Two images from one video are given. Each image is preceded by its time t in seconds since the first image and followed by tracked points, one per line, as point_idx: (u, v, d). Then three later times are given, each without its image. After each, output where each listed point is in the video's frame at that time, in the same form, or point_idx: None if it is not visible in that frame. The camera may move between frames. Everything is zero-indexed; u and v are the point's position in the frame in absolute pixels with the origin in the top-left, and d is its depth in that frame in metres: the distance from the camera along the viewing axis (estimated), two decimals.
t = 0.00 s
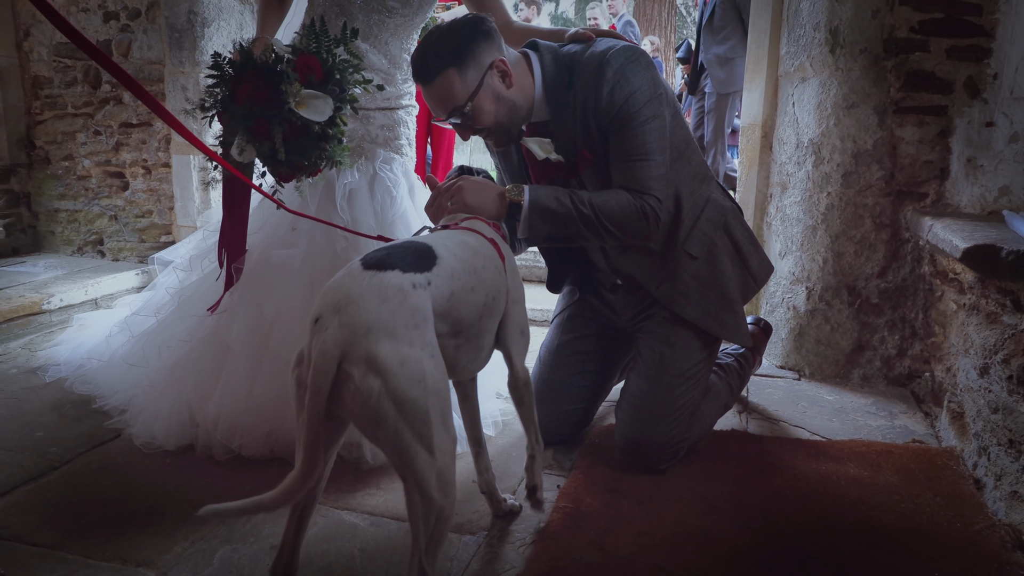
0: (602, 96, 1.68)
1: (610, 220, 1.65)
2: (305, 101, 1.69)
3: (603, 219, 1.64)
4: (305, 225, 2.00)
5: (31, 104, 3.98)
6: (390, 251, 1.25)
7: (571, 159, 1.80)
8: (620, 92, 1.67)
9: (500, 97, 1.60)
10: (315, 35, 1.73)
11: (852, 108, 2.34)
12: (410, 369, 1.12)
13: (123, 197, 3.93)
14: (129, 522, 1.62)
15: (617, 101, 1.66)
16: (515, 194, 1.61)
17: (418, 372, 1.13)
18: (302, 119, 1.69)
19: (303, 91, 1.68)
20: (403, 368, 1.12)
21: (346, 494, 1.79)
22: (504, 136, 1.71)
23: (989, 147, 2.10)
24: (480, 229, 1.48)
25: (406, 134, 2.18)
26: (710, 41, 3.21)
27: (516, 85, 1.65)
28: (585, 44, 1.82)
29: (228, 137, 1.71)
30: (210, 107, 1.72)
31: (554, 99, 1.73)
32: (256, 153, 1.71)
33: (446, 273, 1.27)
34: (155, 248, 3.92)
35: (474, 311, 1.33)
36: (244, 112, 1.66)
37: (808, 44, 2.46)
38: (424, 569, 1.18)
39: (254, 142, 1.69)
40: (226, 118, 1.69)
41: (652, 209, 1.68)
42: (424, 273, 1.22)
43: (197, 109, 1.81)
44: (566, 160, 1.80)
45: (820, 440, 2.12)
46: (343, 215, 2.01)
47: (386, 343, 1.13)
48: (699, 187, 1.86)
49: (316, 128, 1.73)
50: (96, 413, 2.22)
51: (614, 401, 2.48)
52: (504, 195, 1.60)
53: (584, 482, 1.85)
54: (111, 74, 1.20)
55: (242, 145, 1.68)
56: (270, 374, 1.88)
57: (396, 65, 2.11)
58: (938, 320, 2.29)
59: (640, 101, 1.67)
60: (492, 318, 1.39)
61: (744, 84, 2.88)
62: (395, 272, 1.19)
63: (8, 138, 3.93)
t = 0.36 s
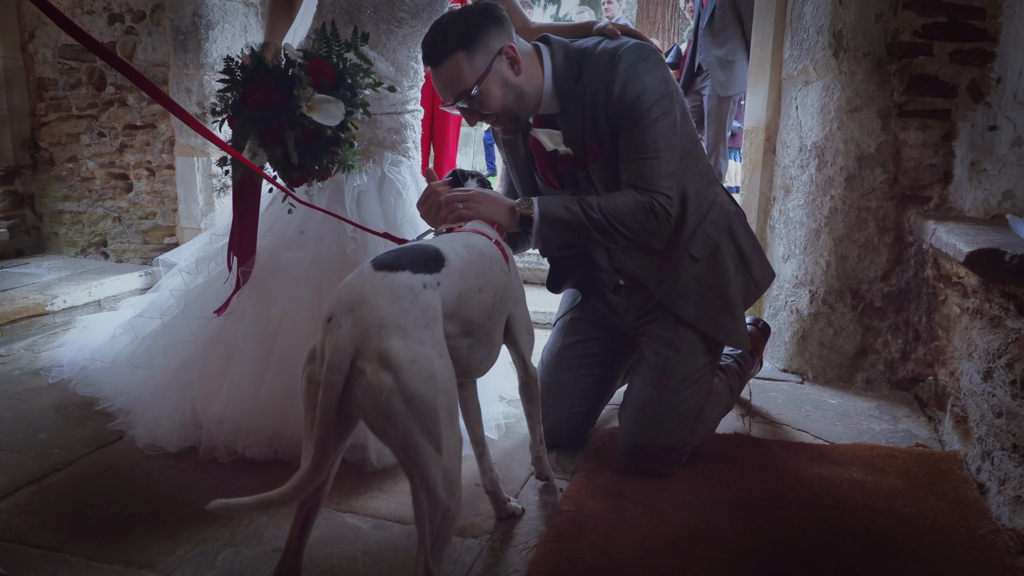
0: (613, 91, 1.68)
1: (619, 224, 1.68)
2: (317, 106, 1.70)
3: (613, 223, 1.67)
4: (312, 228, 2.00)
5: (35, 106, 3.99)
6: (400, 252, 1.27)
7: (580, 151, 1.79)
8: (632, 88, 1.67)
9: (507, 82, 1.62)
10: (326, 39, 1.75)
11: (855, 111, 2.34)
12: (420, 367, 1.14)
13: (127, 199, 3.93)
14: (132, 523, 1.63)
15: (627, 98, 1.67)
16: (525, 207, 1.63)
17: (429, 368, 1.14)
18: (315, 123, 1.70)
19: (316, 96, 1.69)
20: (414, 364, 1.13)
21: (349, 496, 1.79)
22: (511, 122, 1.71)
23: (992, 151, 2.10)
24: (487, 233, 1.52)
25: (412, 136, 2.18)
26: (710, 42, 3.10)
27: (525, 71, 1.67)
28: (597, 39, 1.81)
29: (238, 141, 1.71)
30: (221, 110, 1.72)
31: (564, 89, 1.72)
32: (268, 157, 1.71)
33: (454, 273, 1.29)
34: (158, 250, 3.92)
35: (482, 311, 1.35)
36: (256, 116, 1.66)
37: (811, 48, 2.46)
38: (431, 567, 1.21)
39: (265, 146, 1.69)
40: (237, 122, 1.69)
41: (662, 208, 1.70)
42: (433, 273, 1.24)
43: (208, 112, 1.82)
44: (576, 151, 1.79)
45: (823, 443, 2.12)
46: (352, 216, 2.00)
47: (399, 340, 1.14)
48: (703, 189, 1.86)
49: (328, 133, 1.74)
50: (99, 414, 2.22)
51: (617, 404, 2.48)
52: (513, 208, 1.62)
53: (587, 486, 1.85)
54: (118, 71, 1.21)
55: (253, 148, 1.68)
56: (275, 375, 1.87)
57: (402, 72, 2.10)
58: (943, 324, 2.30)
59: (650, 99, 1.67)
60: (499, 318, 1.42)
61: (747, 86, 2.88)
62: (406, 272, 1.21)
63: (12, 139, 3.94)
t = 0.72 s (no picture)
0: (619, 89, 1.69)
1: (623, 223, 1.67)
2: (327, 111, 1.69)
3: (617, 222, 1.66)
4: (314, 230, 1.99)
5: (37, 105, 4.00)
6: (414, 257, 1.28)
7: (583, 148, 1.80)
8: (637, 87, 1.67)
9: (515, 77, 1.65)
10: (337, 45, 1.75)
11: (857, 118, 2.35)
12: (434, 371, 1.15)
13: (128, 199, 3.93)
14: (129, 525, 1.62)
15: (632, 98, 1.68)
16: (528, 205, 1.63)
17: (442, 373, 1.15)
18: (324, 129, 1.70)
19: (328, 102, 1.69)
20: (428, 368, 1.14)
21: (348, 499, 1.79)
22: (519, 116, 1.75)
23: (993, 159, 2.11)
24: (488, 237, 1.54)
25: (415, 139, 2.19)
26: (709, 46, 3.07)
27: (534, 66, 1.68)
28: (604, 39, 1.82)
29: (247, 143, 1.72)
30: (230, 112, 1.73)
31: (571, 87, 1.73)
32: (276, 161, 1.71)
33: (464, 280, 1.30)
34: (159, 250, 3.92)
35: (485, 316, 1.36)
36: (266, 119, 1.67)
37: (813, 54, 2.46)
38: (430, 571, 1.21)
39: (274, 150, 1.69)
40: (246, 124, 1.70)
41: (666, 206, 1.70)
42: (445, 280, 1.25)
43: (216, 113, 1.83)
44: (579, 149, 1.79)
45: (822, 450, 2.12)
46: (353, 218, 2.01)
47: (414, 345, 1.15)
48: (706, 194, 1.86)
49: (337, 138, 1.74)
50: (98, 415, 2.22)
51: (617, 409, 2.48)
52: (519, 208, 1.62)
53: (586, 490, 1.85)
54: (117, 76, 1.22)
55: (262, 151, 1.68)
56: (277, 377, 1.87)
57: (406, 75, 2.12)
58: (942, 331, 2.30)
59: (654, 101, 1.67)
60: (500, 322, 1.44)
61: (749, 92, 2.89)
62: (420, 277, 1.22)
63: (13, 138, 3.94)
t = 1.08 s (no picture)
0: (616, 79, 1.71)
1: (627, 215, 1.66)
2: (329, 117, 1.69)
3: (621, 215, 1.65)
4: (317, 233, 2.00)
5: (36, 108, 3.99)
6: (414, 263, 1.28)
7: (580, 137, 1.79)
8: (634, 78, 1.68)
9: (517, 77, 1.68)
10: (338, 51, 1.76)
11: (856, 120, 2.35)
12: (434, 377, 1.15)
13: (128, 202, 3.93)
14: (129, 529, 1.62)
15: (629, 88, 1.68)
16: (529, 207, 1.61)
17: (441, 379, 1.16)
18: (325, 134, 1.70)
19: (328, 107, 1.68)
20: (428, 374, 1.15)
21: (348, 502, 1.79)
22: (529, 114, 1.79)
23: (991, 161, 2.11)
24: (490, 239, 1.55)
25: (416, 141, 2.19)
26: (704, 48, 2.91)
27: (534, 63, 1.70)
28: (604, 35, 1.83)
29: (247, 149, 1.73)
30: (231, 118, 1.74)
31: (571, 81, 1.75)
32: (277, 166, 1.72)
33: (464, 287, 1.29)
34: (158, 253, 3.92)
35: (486, 321, 1.37)
36: (267, 125, 1.68)
37: (813, 57, 2.47)
38: None
39: (275, 154, 1.71)
40: (247, 130, 1.71)
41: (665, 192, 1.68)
42: (445, 285, 1.25)
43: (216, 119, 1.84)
44: (576, 138, 1.78)
45: (822, 452, 2.12)
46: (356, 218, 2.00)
47: (414, 350, 1.15)
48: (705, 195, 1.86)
49: (338, 144, 1.73)
50: (98, 419, 2.22)
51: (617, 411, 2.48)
52: (519, 210, 1.61)
53: (586, 493, 1.85)
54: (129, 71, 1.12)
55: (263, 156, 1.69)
56: (279, 380, 1.87)
57: (407, 76, 2.12)
58: (941, 332, 2.30)
59: (652, 90, 1.67)
60: (500, 326, 1.44)
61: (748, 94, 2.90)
62: (421, 283, 1.22)
63: (12, 141, 3.94)
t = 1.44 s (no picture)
0: (623, 75, 1.74)
1: (638, 220, 1.70)
2: (325, 118, 1.69)
3: (630, 221, 1.69)
4: (321, 236, 2.00)
5: (34, 112, 3.99)
6: (406, 265, 1.28)
7: (585, 131, 1.82)
8: (641, 75, 1.71)
9: (523, 78, 1.70)
10: (332, 52, 1.75)
11: (852, 123, 2.36)
12: (426, 380, 1.15)
13: (125, 206, 3.92)
14: (126, 535, 1.62)
15: (635, 84, 1.72)
16: (547, 229, 1.67)
17: (434, 383, 1.15)
18: (323, 135, 1.70)
19: (325, 109, 1.69)
20: (421, 378, 1.14)
21: (346, 507, 1.79)
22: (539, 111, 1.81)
23: (987, 163, 2.12)
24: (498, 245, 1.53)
25: (414, 144, 2.19)
26: (693, 51, 3.09)
27: (541, 63, 1.72)
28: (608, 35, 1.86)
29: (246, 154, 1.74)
30: (228, 124, 1.74)
31: (579, 76, 1.76)
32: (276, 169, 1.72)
33: (458, 288, 1.29)
34: (156, 257, 3.91)
35: (484, 324, 1.37)
36: (265, 128, 1.68)
37: (809, 60, 2.47)
38: None
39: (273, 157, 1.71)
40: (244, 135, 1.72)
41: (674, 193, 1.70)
42: (438, 287, 1.25)
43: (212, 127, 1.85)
44: (582, 131, 1.81)
45: (821, 454, 2.12)
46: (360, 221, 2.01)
47: (406, 354, 1.15)
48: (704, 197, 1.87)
49: (336, 145, 1.74)
50: (95, 424, 2.22)
51: (616, 414, 2.48)
52: (540, 233, 1.67)
53: (584, 497, 1.85)
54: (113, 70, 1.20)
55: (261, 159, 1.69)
56: (280, 384, 1.87)
57: (405, 78, 2.12)
58: (939, 335, 2.31)
59: (659, 86, 1.70)
60: (499, 331, 1.44)
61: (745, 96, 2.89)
62: (412, 285, 1.22)
63: (10, 145, 3.94)
